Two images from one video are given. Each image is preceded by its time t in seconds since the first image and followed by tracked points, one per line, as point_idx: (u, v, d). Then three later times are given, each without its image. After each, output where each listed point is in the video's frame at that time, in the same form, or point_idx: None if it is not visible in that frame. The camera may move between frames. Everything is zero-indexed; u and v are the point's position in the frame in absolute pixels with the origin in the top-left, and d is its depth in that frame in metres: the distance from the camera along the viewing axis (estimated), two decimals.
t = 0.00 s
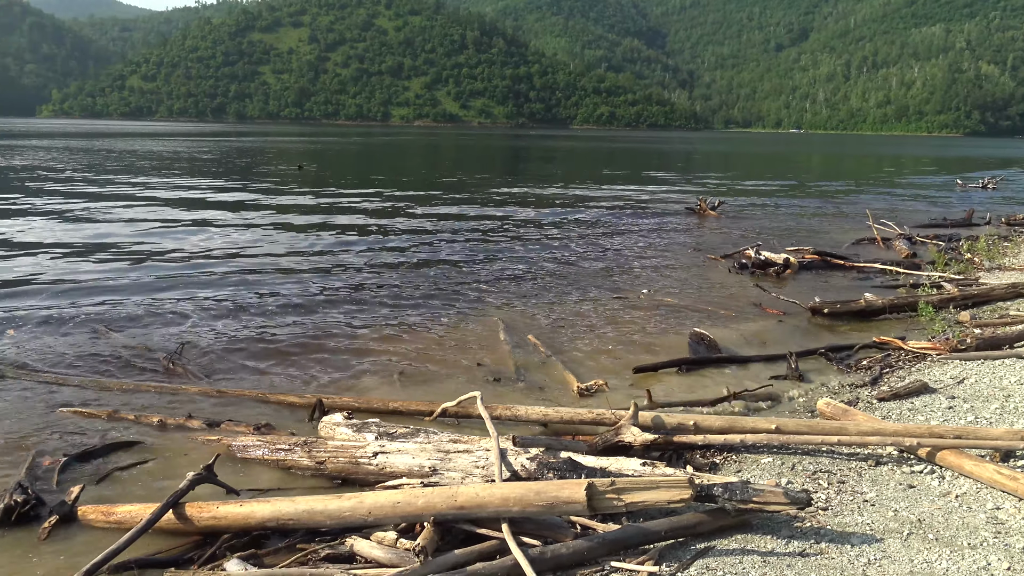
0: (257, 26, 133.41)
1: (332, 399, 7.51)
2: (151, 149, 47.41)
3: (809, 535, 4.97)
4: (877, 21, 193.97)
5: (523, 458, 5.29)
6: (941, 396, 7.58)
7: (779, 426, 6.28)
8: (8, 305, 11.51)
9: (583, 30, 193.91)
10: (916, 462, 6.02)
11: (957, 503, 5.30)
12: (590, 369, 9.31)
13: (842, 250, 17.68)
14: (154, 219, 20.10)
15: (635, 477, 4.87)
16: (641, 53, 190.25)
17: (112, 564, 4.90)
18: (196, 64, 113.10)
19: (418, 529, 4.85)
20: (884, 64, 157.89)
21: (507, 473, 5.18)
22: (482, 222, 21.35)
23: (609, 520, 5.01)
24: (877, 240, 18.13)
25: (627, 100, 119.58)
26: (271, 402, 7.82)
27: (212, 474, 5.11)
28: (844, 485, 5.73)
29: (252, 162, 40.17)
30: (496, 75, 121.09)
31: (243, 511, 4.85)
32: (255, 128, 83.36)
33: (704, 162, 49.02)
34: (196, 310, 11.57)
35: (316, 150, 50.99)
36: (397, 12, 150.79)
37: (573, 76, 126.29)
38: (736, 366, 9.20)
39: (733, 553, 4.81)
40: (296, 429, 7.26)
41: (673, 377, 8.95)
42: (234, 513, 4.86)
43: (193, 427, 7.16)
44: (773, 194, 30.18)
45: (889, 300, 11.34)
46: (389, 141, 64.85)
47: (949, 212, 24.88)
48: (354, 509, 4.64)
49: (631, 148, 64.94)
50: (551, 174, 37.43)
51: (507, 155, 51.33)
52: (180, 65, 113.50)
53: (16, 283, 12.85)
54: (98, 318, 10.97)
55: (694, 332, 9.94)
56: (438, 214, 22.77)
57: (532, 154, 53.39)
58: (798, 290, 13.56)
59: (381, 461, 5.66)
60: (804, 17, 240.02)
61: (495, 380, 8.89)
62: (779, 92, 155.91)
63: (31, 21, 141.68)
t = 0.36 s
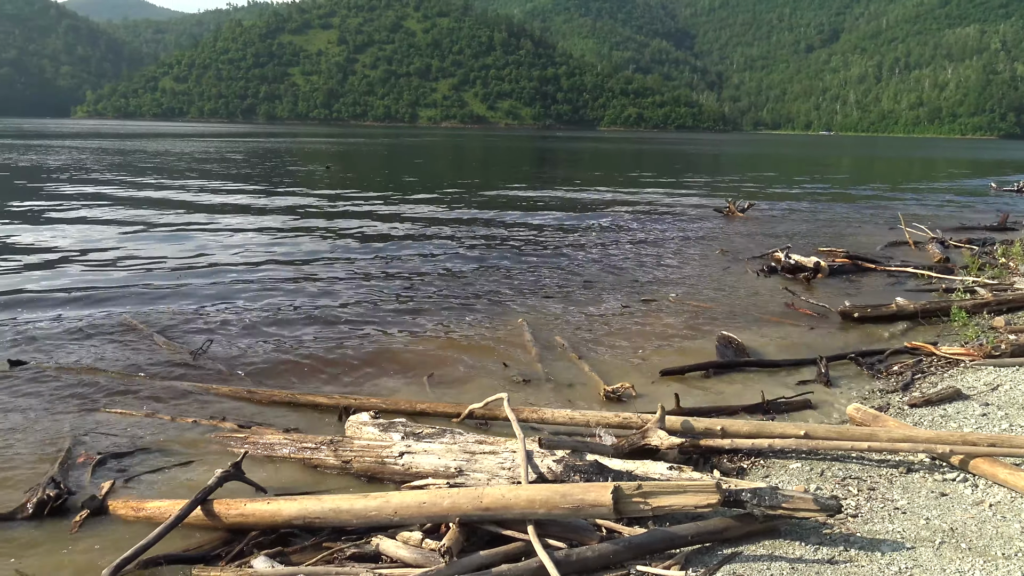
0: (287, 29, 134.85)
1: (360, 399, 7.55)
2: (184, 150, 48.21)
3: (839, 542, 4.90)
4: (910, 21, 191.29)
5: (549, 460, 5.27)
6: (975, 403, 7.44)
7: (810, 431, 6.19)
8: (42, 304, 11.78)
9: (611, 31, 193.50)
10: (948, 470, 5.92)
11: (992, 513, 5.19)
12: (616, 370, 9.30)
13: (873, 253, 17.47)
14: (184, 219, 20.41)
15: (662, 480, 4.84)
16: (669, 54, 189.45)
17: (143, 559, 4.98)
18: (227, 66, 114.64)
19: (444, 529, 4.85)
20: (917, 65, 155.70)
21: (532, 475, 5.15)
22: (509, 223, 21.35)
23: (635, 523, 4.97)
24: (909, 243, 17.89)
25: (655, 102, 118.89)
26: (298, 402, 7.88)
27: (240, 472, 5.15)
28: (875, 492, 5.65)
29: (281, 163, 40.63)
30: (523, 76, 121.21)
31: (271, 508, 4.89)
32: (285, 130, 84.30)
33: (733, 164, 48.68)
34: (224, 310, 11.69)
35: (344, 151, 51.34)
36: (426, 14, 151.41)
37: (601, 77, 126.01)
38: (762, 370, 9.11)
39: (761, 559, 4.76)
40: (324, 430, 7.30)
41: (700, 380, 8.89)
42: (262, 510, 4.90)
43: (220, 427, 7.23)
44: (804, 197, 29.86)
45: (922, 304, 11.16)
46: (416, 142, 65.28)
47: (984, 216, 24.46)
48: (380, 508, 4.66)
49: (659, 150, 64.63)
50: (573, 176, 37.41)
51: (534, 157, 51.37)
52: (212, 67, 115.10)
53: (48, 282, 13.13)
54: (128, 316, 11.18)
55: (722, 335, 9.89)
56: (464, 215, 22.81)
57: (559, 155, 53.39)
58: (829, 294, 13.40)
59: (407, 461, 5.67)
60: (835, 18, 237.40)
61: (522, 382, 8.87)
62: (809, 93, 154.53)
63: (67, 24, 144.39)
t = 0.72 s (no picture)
0: (311, 30, 135.94)
1: (384, 399, 7.58)
2: (211, 152, 48.79)
3: (865, 546, 4.84)
4: (939, 18, 188.61)
5: (572, 460, 5.26)
6: (1006, 405, 7.32)
7: (835, 433, 6.12)
8: (69, 305, 11.95)
9: (634, 31, 193.07)
10: (978, 475, 5.83)
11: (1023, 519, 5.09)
12: (638, 370, 9.28)
13: (900, 253, 17.28)
14: (209, 221, 20.64)
15: (686, 482, 4.79)
16: (692, 54, 188.53)
17: (169, 556, 5.04)
18: (252, 68, 115.80)
19: (468, 529, 4.85)
20: (945, 62, 153.53)
21: (555, 475, 5.12)
22: (530, 224, 21.33)
23: (659, 526, 4.95)
24: (937, 243, 17.65)
25: (678, 101, 118.16)
26: (322, 401, 7.90)
27: (265, 472, 5.19)
28: (902, 494, 5.58)
29: (306, 164, 41.00)
30: (545, 76, 121.02)
31: (296, 507, 4.92)
32: (309, 131, 85.08)
33: (758, 164, 48.27)
34: (247, 312, 11.78)
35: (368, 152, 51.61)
36: (448, 15, 151.71)
37: (624, 77, 125.56)
38: (787, 371, 9.03)
39: (787, 562, 4.72)
40: (348, 429, 7.35)
41: (724, 380, 8.85)
42: (286, 510, 4.93)
43: (247, 427, 7.29)
44: (830, 197, 29.55)
45: (950, 305, 11.02)
46: (438, 143, 65.52)
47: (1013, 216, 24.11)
48: (403, 508, 4.67)
49: (682, 150, 64.39)
50: (596, 176, 37.34)
51: (557, 157, 51.27)
52: (237, 69, 116.39)
53: (76, 284, 13.33)
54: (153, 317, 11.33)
55: (746, 336, 9.83)
56: (488, 216, 22.80)
57: (582, 156, 53.21)
58: (855, 295, 13.26)
59: (430, 460, 5.70)
60: (861, 16, 234.97)
61: (544, 382, 8.87)
62: (834, 93, 153.05)
63: (96, 28, 146.54)
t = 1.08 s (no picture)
0: (337, 30, 136.92)
1: (408, 397, 7.62)
2: (240, 151, 49.32)
3: (894, 551, 4.77)
4: (971, 14, 185.40)
5: (597, 461, 5.23)
6: None
7: (864, 436, 6.05)
8: (97, 303, 12.09)
9: (659, 29, 192.34)
10: (1010, 479, 5.71)
11: None
12: (663, 371, 9.24)
13: (930, 254, 17.03)
14: (235, 221, 20.79)
15: (712, 484, 4.76)
16: (718, 53, 187.40)
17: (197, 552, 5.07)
18: (279, 69, 116.96)
19: (492, 529, 4.85)
20: (977, 60, 150.95)
21: (579, 475, 5.11)
22: (554, 223, 21.31)
23: (684, 528, 4.90)
24: (967, 244, 17.38)
25: (703, 100, 117.22)
26: (348, 400, 7.95)
27: (291, 470, 5.21)
28: (932, 499, 5.50)
29: (332, 163, 41.32)
30: (570, 75, 120.72)
31: (320, 506, 4.95)
32: (335, 130, 85.78)
33: (785, 164, 47.78)
34: (273, 309, 11.89)
35: (394, 152, 51.85)
36: (474, 14, 151.96)
37: (649, 76, 125.00)
38: (814, 373, 8.93)
39: (815, 566, 4.67)
40: (372, 427, 7.38)
41: (750, 382, 8.78)
42: (312, 507, 4.97)
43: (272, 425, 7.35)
44: (858, 197, 29.19)
45: (981, 307, 10.84)
46: (463, 142, 65.66)
47: None
48: (427, 507, 4.67)
49: (708, 149, 63.90)
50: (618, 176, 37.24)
51: (583, 156, 51.18)
52: (264, 69, 117.73)
53: (103, 282, 13.47)
54: (179, 315, 11.41)
55: (773, 338, 9.74)
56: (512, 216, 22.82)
57: (608, 155, 52.95)
58: (883, 296, 13.09)
59: (455, 460, 5.71)
60: (891, 13, 231.61)
61: (569, 381, 8.86)
62: (862, 91, 151.17)
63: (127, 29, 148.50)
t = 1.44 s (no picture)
0: (364, 29, 137.63)
1: (431, 395, 7.62)
2: (267, 149, 49.67)
3: (924, 557, 4.70)
4: (1006, 12, 182.08)
5: (622, 461, 5.20)
6: None
7: (893, 440, 5.97)
8: (116, 301, 12.01)
9: (686, 28, 191.31)
10: None
11: None
12: (688, 371, 9.19)
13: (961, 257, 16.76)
14: (259, 219, 20.78)
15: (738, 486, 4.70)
16: (746, 52, 185.97)
17: (222, 545, 5.12)
18: (307, 67, 118.08)
19: (515, 527, 4.85)
20: (1011, 60, 148.32)
21: (604, 475, 5.08)
22: (579, 223, 21.24)
23: (710, 530, 4.86)
24: (999, 246, 17.08)
25: (731, 99, 116.25)
26: (372, 396, 7.98)
27: (316, 466, 5.23)
28: (964, 504, 5.40)
29: (358, 161, 41.41)
30: (596, 74, 120.30)
31: (345, 501, 4.96)
32: (361, 128, 86.26)
33: (813, 164, 47.20)
34: (297, 306, 11.95)
35: (419, 150, 51.92)
36: (500, 13, 152.10)
37: (675, 75, 124.28)
38: (841, 375, 8.85)
39: (841, 572, 4.63)
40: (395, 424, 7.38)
41: (777, 383, 8.69)
42: (336, 502, 4.98)
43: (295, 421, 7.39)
44: (888, 198, 28.76)
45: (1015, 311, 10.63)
46: (489, 142, 65.62)
47: None
48: (452, 504, 4.68)
49: (736, 148, 63.36)
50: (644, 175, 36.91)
51: (608, 155, 50.90)
52: (292, 68, 119.08)
53: (123, 280, 13.37)
54: (201, 313, 11.40)
55: (799, 339, 9.67)
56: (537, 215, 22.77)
57: (634, 154, 52.64)
58: (913, 298, 12.91)
59: (479, 458, 5.70)
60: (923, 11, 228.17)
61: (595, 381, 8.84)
62: (892, 91, 149.24)
63: (158, 28, 150.48)
